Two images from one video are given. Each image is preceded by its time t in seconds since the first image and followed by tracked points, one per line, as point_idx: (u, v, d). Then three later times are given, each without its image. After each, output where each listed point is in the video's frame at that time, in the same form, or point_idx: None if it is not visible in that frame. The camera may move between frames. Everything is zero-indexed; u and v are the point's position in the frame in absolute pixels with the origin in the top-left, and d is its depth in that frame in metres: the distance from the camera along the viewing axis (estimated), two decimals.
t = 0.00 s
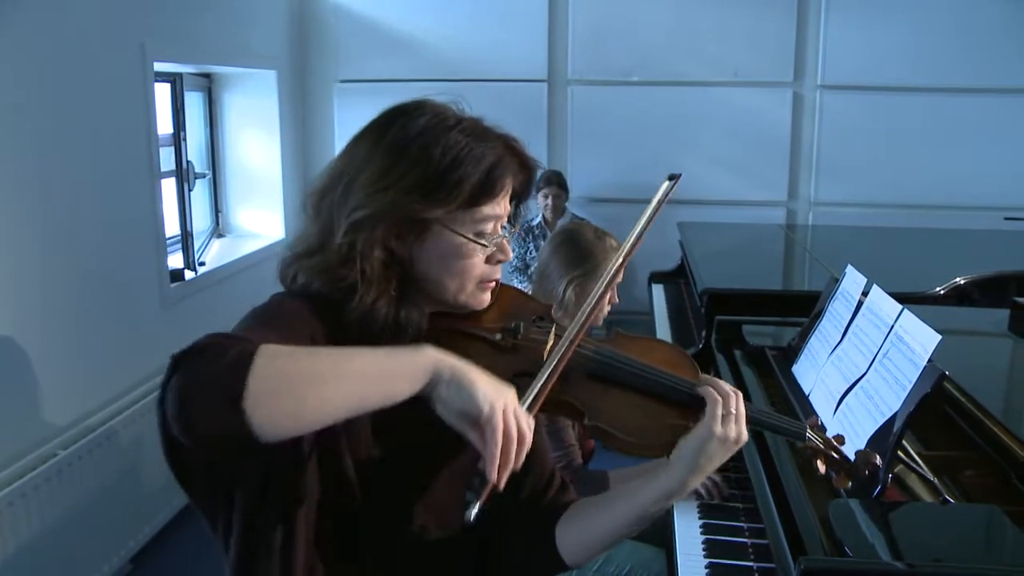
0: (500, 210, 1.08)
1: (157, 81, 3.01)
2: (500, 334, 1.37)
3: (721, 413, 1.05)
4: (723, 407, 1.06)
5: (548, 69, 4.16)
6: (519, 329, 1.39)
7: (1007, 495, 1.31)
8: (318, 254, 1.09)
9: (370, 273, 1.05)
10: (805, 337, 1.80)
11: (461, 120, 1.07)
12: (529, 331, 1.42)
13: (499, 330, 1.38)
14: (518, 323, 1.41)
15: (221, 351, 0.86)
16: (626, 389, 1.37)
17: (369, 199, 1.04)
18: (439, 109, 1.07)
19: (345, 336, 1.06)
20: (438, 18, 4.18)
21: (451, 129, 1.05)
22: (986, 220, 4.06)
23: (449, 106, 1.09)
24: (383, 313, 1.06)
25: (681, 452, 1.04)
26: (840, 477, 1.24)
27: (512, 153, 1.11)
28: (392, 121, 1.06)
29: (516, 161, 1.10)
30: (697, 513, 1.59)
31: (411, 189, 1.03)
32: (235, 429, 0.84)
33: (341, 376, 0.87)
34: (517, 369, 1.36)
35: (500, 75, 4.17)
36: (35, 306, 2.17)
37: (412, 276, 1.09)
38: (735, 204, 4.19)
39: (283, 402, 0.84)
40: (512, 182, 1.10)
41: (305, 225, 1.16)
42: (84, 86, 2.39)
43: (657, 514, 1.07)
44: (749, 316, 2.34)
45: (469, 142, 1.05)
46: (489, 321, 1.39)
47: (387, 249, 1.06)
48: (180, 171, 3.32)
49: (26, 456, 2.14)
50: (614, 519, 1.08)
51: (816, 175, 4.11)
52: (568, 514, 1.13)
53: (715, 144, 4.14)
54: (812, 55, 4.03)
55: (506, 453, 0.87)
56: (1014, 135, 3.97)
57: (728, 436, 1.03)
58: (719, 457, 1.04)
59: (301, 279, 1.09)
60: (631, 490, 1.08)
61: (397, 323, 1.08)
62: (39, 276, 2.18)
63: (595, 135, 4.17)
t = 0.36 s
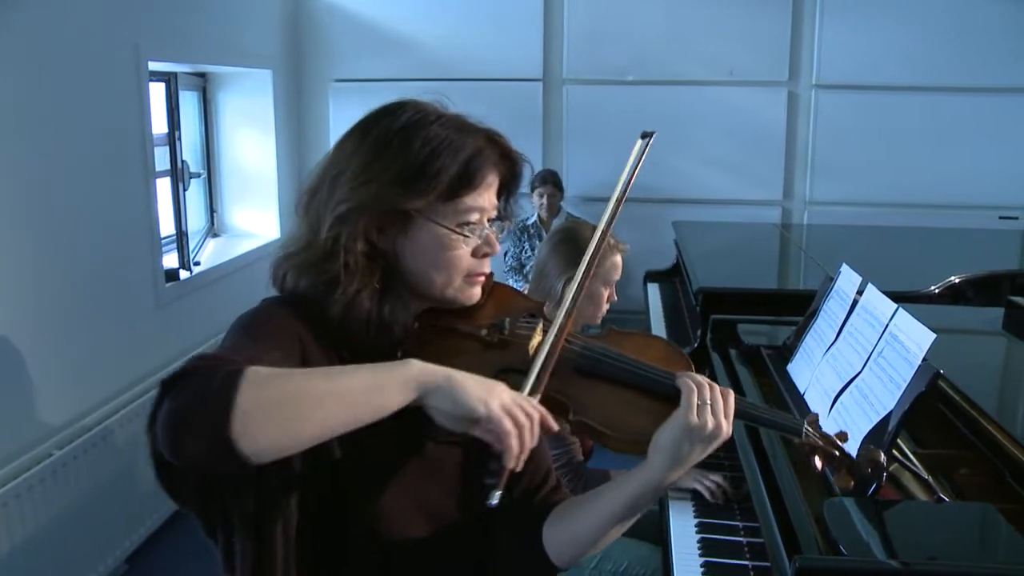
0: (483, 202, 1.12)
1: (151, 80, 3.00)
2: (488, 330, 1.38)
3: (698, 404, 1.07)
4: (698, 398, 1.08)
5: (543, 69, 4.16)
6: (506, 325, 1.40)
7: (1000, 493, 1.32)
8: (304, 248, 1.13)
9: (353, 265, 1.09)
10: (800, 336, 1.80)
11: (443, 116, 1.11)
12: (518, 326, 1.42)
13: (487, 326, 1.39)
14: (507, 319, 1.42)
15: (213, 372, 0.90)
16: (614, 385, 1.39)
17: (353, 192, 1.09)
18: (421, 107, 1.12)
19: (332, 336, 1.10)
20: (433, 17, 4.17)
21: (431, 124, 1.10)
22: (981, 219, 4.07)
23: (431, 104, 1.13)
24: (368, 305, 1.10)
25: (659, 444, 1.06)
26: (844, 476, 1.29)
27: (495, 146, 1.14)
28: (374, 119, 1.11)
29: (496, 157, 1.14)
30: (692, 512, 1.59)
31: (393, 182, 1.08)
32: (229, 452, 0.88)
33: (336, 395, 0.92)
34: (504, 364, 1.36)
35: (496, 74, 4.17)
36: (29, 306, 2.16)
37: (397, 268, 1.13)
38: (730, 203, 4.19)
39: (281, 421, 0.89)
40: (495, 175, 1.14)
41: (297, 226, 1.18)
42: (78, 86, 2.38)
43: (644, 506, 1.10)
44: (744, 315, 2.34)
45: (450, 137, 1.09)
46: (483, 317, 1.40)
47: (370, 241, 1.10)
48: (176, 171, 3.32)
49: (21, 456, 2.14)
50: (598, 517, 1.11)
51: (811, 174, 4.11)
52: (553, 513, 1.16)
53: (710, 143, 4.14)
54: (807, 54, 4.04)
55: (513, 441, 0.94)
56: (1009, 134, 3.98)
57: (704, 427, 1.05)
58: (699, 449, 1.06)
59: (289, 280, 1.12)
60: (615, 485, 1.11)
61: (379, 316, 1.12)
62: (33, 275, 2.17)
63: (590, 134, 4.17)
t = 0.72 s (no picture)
0: (451, 182, 1.14)
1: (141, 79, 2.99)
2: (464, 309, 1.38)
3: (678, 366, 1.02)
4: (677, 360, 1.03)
5: (534, 67, 4.16)
6: (483, 304, 1.41)
7: (990, 489, 1.32)
8: (277, 240, 1.15)
9: (326, 247, 1.10)
10: (790, 335, 1.80)
11: (407, 103, 1.15)
12: (494, 306, 1.42)
13: (464, 307, 1.39)
14: (483, 299, 1.42)
15: (131, 385, 0.85)
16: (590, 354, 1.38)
17: (324, 176, 1.11)
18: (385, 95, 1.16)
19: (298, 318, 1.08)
20: (425, 16, 4.17)
21: (396, 107, 1.14)
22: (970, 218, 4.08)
23: (397, 94, 1.17)
24: (339, 287, 1.10)
25: (642, 409, 1.01)
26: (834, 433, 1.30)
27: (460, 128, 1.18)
28: (341, 107, 1.15)
29: (462, 140, 1.18)
30: (684, 510, 1.59)
31: (362, 163, 1.11)
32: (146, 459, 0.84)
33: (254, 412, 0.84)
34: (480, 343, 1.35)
35: (488, 73, 4.17)
36: (17, 305, 2.15)
37: (371, 252, 1.14)
38: (720, 201, 4.20)
39: (209, 430, 0.83)
40: (460, 157, 1.17)
41: (281, 220, 1.18)
42: (68, 84, 2.37)
43: (633, 474, 1.06)
44: (734, 313, 2.35)
45: (415, 119, 1.13)
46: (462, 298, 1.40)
47: (342, 223, 1.12)
48: (166, 170, 3.31)
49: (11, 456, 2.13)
50: (587, 492, 1.07)
51: (802, 173, 4.12)
52: (540, 496, 1.11)
53: (702, 142, 4.14)
54: (798, 53, 4.04)
55: (443, 458, 0.79)
56: (998, 133, 3.99)
57: (687, 388, 1.01)
58: (682, 410, 1.02)
59: (267, 273, 1.13)
60: (600, 459, 1.06)
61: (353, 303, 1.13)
62: (22, 274, 2.16)
63: (581, 133, 4.17)
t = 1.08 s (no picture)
0: (417, 160, 1.15)
1: (127, 78, 2.98)
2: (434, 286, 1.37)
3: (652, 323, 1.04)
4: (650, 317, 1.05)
5: (522, 65, 4.16)
6: (451, 281, 1.40)
7: (977, 483, 1.33)
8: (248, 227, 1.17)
9: (292, 227, 1.12)
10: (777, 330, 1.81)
11: (371, 87, 1.17)
12: (462, 282, 1.42)
13: (433, 284, 1.38)
14: (451, 276, 1.42)
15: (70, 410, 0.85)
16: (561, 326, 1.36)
17: (289, 159, 1.13)
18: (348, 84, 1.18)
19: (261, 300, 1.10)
20: (413, 15, 4.16)
21: (357, 91, 1.16)
22: (956, 214, 4.11)
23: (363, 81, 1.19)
24: (304, 268, 1.10)
25: (619, 373, 1.03)
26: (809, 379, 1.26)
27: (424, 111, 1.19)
28: (306, 95, 1.17)
29: (426, 122, 1.19)
30: (673, 506, 1.59)
31: (325, 144, 1.12)
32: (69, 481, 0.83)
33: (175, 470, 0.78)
34: (450, 320, 1.35)
35: (477, 71, 4.16)
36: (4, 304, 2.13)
37: (340, 234, 1.14)
38: (708, 198, 4.21)
39: (138, 476, 0.79)
40: (424, 137, 1.18)
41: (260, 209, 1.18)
42: (54, 82, 2.36)
43: (619, 435, 1.08)
44: (723, 310, 2.35)
45: (378, 101, 1.15)
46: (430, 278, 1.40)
47: (309, 203, 1.13)
48: (153, 168, 3.29)
49: None
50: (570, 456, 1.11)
51: (789, 170, 4.14)
52: (528, 466, 1.15)
53: (690, 140, 4.15)
54: (785, 50, 4.05)
55: (335, 536, 0.69)
56: (985, 131, 4.01)
57: (663, 344, 1.03)
58: (661, 367, 1.04)
59: (237, 262, 1.15)
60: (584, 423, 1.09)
61: (319, 283, 1.12)
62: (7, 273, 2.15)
63: (569, 130, 4.17)
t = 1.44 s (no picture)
0: (390, 146, 1.15)
1: (113, 76, 2.96)
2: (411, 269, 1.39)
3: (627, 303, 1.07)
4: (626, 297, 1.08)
5: (510, 63, 4.15)
6: (429, 265, 1.42)
7: (963, 479, 1.33)
8: (226, 217, 1.20)
9: (266, 217, 1.14)
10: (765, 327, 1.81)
11: (346, 74, 1.18)
12: (439, 266, 1.43)
13: (410, 269, 1.40)
14: (427, 260, 1.43)
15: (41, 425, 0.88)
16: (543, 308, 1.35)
17: (262, 149, 1.15)
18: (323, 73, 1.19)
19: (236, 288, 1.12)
20: (400, 13, 4.15)
21: (329, 79, 1.17)
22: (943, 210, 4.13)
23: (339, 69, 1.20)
24: (274, 254, 1.12)
25: (596, 347, 1.05)
26: (792, 355, 1.32)
27: (396, 98, 1.20)
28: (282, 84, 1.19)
29: (399, 108, 1.19)
30: (661, 503, 1.60)
31: (296, 133, 1.13)
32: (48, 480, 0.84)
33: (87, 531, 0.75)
34: (426, 303, 1.33)
35: (465, 69, 4.16)
36: None
37: (316, 221, 1.16)
38: (697, 195, 4.22)
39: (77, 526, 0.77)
40: (398, 123, 1.18)
41: (239, 196, 1.20)
42: (39, 80, 2.35)
43: (598, 416, 1.07)
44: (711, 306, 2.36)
45: (350, 88, 1.15)
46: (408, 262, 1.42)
47: (282, 191, 1.14)
48: (140, 167, 3.28)
49: None
50: (550, 440, 1.09)
51: (776, 166, 4.15)
52: (508, 448, 1.14)
53: (678, 137, 4.16)
54: (772, 47, 4.06)
55: None
56: (970, 128, 4.02)
57: (639, 322, 1.05)
58: (638, 346, 1.05)
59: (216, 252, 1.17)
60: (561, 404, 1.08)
61: (291, 272, 1.13)
62: None
63: (558, 128, 4.17)
